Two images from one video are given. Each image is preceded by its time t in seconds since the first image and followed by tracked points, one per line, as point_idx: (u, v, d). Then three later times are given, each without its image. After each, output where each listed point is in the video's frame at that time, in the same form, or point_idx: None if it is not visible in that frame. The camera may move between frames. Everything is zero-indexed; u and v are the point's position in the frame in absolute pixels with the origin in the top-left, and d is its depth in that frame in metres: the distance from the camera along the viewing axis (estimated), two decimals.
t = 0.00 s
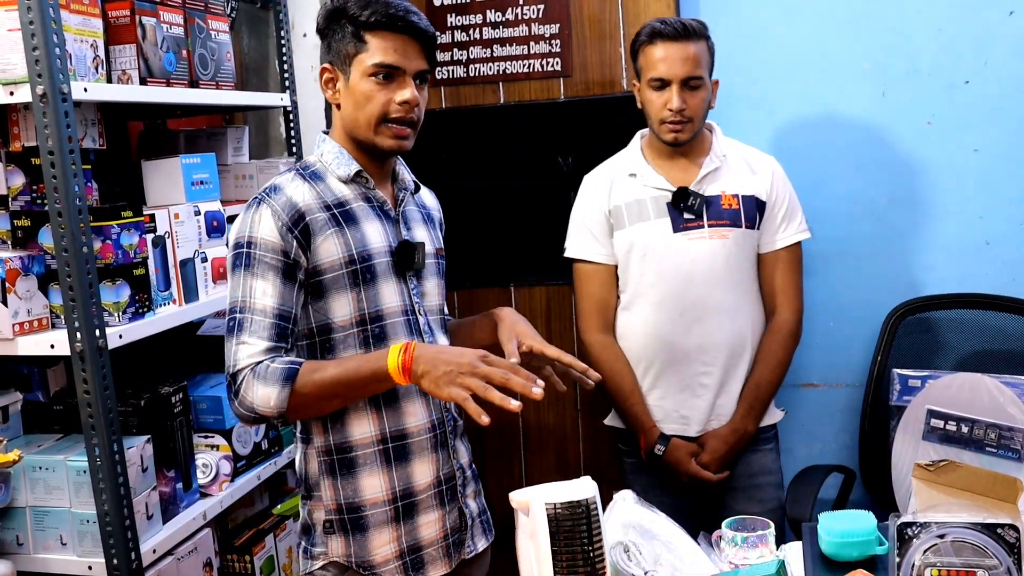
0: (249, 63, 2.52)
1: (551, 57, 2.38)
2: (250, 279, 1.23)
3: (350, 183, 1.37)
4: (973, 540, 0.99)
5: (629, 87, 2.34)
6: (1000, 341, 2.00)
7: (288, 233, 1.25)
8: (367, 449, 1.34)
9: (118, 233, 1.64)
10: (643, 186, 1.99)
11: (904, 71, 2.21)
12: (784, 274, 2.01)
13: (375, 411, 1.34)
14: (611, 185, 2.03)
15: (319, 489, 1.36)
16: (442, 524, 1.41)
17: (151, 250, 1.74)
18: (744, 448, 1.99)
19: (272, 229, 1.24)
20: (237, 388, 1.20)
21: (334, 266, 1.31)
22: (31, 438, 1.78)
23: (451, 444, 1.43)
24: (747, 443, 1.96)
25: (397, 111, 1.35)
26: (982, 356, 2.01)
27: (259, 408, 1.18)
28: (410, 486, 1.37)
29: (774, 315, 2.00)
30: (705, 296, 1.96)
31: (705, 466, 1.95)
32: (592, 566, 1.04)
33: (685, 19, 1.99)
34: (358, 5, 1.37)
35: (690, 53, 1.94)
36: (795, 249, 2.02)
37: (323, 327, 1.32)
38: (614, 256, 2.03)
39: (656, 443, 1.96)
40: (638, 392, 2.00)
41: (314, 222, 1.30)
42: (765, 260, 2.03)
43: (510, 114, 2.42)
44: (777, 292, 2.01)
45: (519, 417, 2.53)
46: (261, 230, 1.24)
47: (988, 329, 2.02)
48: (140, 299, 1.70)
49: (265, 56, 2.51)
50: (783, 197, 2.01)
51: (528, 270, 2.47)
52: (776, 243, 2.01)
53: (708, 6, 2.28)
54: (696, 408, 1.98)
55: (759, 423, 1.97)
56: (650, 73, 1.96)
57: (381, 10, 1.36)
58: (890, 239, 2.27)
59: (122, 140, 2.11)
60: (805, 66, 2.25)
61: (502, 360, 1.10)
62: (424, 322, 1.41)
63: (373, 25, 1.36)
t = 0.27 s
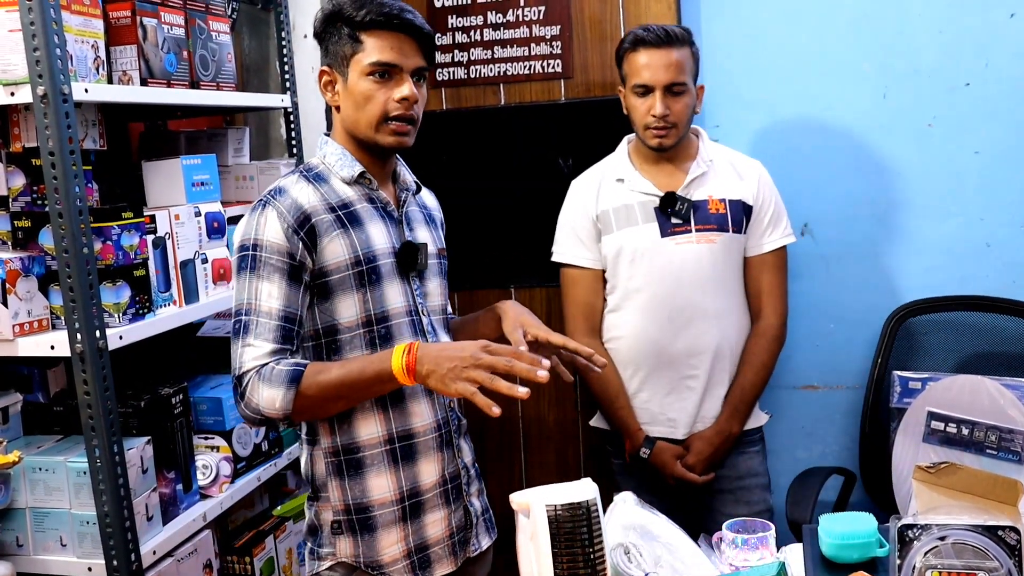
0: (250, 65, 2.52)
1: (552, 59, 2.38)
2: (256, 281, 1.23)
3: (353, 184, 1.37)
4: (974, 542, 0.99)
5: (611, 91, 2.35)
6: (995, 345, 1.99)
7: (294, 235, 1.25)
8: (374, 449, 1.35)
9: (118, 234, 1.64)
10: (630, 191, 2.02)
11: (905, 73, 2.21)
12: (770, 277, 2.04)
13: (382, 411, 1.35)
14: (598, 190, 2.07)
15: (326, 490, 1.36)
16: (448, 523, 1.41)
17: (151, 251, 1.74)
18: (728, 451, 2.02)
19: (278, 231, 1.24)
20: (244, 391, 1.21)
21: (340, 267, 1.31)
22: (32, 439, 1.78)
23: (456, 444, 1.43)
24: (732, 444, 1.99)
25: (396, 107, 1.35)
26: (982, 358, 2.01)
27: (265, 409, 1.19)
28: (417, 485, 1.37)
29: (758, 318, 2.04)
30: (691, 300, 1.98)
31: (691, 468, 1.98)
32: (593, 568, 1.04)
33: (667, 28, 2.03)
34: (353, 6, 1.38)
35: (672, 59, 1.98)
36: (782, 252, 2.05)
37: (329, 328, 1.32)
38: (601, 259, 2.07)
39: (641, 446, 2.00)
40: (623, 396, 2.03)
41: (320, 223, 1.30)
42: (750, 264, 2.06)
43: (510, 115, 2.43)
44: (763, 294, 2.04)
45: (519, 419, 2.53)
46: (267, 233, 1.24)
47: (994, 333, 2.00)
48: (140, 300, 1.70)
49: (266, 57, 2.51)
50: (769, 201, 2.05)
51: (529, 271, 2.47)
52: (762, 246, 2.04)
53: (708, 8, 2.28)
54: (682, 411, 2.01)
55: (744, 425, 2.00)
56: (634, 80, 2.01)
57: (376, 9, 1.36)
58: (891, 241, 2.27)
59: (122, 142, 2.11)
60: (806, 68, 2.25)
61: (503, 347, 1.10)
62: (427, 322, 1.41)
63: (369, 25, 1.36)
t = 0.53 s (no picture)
0: (249, 64, 2.52)
1: (551, 58, 2.38)
2: (261, 278, 1.23)
3: (358, 181, 1.38)
4: (974, 541, 0.99)
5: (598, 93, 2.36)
6: (996, 343, 2.00)
7: (299, 231, 1.26)
8: (380, 445, 1.35)
9: (118, 234, 1.64)
10: (624, 192, 2.03)
11: (905, 73, 2.21)
12: (764, 276, 2.04)
13: (387, 407, 1.35)
14: (591, 191, 2.07)
15: (332, 486, 1.36)
16: (452, 519, 1.41)
17: (150, 250, 1.74)
18: (726, 449, 2.02)
19: (282, 227, 1.24)
20: (247, 386, 1.21)
21: (346, 264, 1.31)
22: (31, 439, 1.78)
23: (460, 440, 1.44)
24: (730, 442, 1.99)
25: (385, 100, 1.35)
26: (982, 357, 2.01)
27: (268, 405, 1.19)
28: (421, 481, 1.37)
29: (753, 316, 2.03)
30: (686, 300, 1.98)
31: (689, 466, 1.98)
32: (593, 567, 1.04)
33: (653, 26, 2.04)
34: (345, 4, 1.39)
35: (658, 56, 1.98)
36: (775, 249, 2.05)
37: (334, 325, 1.32)
38: (596, 260, 2.07)
39: (639, 445, 2.00)
40: (620, 395, 2.03)
41: (325, 220, 1.30)
42: (745, 262, 2.06)
43: (509, 114, 2.42)
44: (757, 293, 2.04)
45: (519, 418, 2.53)
46: (272, 229, 1.24)
47: (992, 332, 2.00)
48: (140, 299, 1.70)
49: (265, 57, 2.51)
50: (761, 199, 2.05)
51: (530, 270, 2.47)
52: (755, 245, 2.04)
53: (709, 7, 2.28)
54: (679, 410, 2.01)
55: (741, 423, 2.00)
56: (621, 80, 2.01)
57: (364, 4, 1.37)
58: (891, 240, 2.26)
59: (122, 141, 2.11)
60: (806, 67, 2.25)
61: (502, 334, 1.10)
62: (433, 319, 1.41)
63: (358, 21, 1.37)
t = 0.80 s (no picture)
0: (249, 63, 2.52)
1: (552, 56, 2.38)
2: (262, 273, 1.23)
3: (363, 179, 1.38)
4: (975, 539, 1.00)
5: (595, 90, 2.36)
6: (998, 339, 2.00)
7: (301, 228, 1.26)
8: (383, 441, 1.35)
9: (118, 232, 1.64)
10: (623, 190, 2.03)
11: (905, 70, 2.20)
12: (763, 273, 2.04)
13: (390, 403, 1.35)
14: (591, 190, 2.08)
15: (335, 482, 1.37)
16: (455, 517, 1.41)
17: (151, 249, 1.74)
18: (727, 445, 2.02)
19: (285, 224, 1.25)
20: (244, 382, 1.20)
21: (349, 261, 1.31)
22: (33, 437, 1.78)
23: (463, 437, 1.44)
24: (731, 439, 1.99)
25: (389, 100, 1.36)
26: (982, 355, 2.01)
27: (259, 399, 1.18)
28: (424, 478, 1.37)
29: (752, 314, 2.03)
30: (685, 298, 1.98)
31: (690, 463, 1.98)
32: (594, 564, 1.04)
33: (641, 23, 2.06)
34: (352, 2, 1.39)
35: (646, 49, 2.00)
36: (774, 246, 2.05)
37: (338, 322, 1.32)
38: (597, 259, 2.08)
39: (640, 443, 2.00)
40: (621, 392, 2.03)
41: (328, 217, 1.30)
42: (745, 259, 2.05)
43: (511, 112, 2.42)
44: (756, 290, 2.04)
45: (520, 416, 2.53)
46: (274, 226, 1.24)
47: (993, 329, 2.01)
48: (140, 298, 1.70)
49: (265, 55, 2.51)
50: (761, 196, 2.04)
51: (531, 268, 2.47)
52: (754, 242, 2.04)
53: (709, 4, 2.27)
54: (680, 407, 2.01)
55: (741, 420, 2.00)
56: (613, 76, 2.03)
57: (370, 3, 1.37)
58: (892, 237, 2.26)
59: (122, 139, 2.11)
60: (806, 64, 2.24)
61: (458, 308, 1.05)
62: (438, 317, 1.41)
63: (364, 20, 1.37)
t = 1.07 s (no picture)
0: (249, 62, 2.52)
1: (552, 54, 2.38)
2: (250, 273, 1.26)
3: (361, 179, 1.38)
4: (978, 535, 1.00)
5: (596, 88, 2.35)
6: (1001, 336, 2.00)
7: (290, 229, 1.28)
8: (379, 441, 1.35)
9: (119, 232, 1.64)
10: (623, 187, 2.03)
11: (906, 67, 2.20)
12: (764, 270, 2.04)
13: (385, 403, 1.35)
14: (592, 188, 2.08)
15: (332, 481, 1.37)
16: (453, 517, 1.40)
17: (152, 249, 1.74)
18: (729, 443, 2.02)
19: (274, 225, 1.26)
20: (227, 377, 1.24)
21: (342, 262, 1.32)
22: (35, 438, 1.78)
23: (462, 437, 1.43)
24: (732, 437, 1.99)
25: (402, 108, 1.35)
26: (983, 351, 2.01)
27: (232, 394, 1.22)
28: (421, 479, 1.37)
29: (753, 312, 2.03)
30: (687, 295, 1.98)
31: (691, 461, 1.98)
32: (597, 563, 1.04)
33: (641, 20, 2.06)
34: (365, 4, 1.38)
35: (645, 46, 2.00)
36: (776, 244, 2.05)
37: (332, 322, 1.33)
38: (598, 257, 2.07)
39: (640, 441, 2.00)
40: (622, 391, 2.03)
41: (320, 218, 1.31)
42: (745, 257, 2.05)
43: (511, 111, 2.42)
44: (757, 288, 2.04)
45: (522, 415, 2.53)
46: (264, 226, 1.26)
47: (995, 326, 2.01)
48: (141, 298, 1.69)
49: (265, 55, 2.51)
50: (762, 193, 2.05)
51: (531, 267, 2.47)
52: (754, 240, 2.04)
53: (709, 3, 2.27)
54: (681, 406, 2.00)
55: (742, 418, 2.00)
56: (612, 72, 2.03)
57: (385, 8, 1.36)
58: (893, 234, 2.26)
59: (122, 140, 2.11)
60: (806, 62, 2.24)
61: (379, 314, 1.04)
62: (435, 318, 1.40)
63: (378, 24, 1.36)
